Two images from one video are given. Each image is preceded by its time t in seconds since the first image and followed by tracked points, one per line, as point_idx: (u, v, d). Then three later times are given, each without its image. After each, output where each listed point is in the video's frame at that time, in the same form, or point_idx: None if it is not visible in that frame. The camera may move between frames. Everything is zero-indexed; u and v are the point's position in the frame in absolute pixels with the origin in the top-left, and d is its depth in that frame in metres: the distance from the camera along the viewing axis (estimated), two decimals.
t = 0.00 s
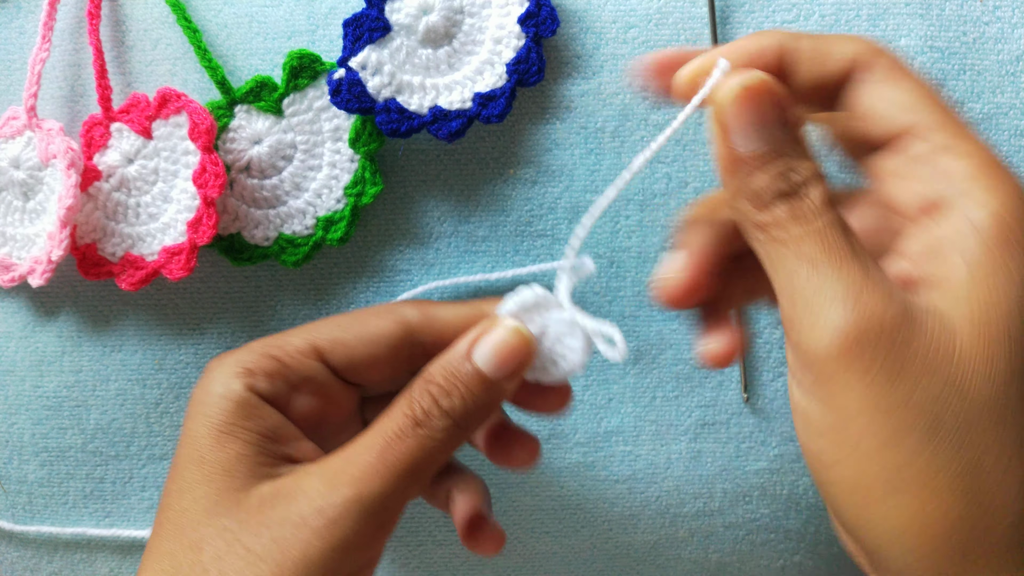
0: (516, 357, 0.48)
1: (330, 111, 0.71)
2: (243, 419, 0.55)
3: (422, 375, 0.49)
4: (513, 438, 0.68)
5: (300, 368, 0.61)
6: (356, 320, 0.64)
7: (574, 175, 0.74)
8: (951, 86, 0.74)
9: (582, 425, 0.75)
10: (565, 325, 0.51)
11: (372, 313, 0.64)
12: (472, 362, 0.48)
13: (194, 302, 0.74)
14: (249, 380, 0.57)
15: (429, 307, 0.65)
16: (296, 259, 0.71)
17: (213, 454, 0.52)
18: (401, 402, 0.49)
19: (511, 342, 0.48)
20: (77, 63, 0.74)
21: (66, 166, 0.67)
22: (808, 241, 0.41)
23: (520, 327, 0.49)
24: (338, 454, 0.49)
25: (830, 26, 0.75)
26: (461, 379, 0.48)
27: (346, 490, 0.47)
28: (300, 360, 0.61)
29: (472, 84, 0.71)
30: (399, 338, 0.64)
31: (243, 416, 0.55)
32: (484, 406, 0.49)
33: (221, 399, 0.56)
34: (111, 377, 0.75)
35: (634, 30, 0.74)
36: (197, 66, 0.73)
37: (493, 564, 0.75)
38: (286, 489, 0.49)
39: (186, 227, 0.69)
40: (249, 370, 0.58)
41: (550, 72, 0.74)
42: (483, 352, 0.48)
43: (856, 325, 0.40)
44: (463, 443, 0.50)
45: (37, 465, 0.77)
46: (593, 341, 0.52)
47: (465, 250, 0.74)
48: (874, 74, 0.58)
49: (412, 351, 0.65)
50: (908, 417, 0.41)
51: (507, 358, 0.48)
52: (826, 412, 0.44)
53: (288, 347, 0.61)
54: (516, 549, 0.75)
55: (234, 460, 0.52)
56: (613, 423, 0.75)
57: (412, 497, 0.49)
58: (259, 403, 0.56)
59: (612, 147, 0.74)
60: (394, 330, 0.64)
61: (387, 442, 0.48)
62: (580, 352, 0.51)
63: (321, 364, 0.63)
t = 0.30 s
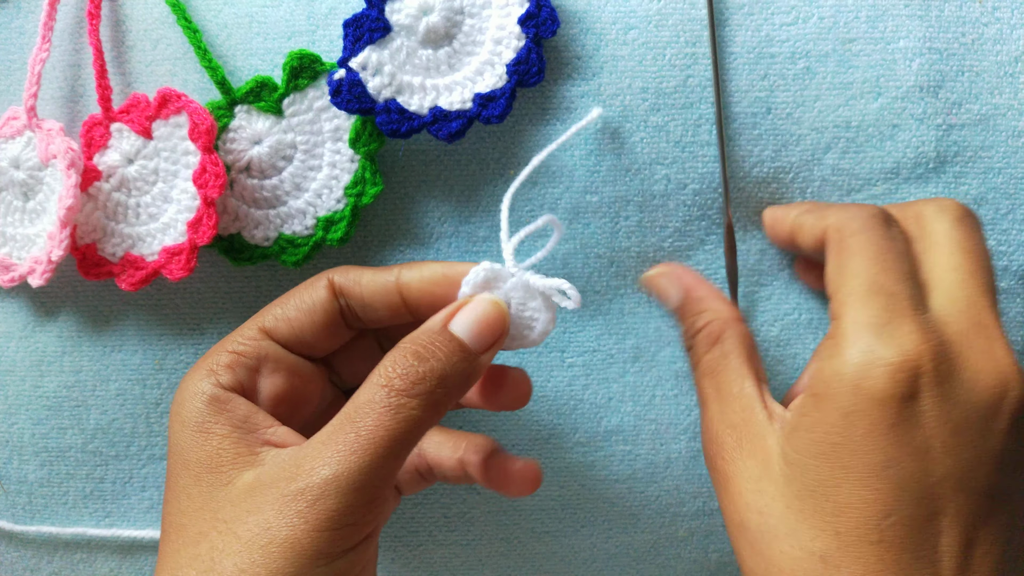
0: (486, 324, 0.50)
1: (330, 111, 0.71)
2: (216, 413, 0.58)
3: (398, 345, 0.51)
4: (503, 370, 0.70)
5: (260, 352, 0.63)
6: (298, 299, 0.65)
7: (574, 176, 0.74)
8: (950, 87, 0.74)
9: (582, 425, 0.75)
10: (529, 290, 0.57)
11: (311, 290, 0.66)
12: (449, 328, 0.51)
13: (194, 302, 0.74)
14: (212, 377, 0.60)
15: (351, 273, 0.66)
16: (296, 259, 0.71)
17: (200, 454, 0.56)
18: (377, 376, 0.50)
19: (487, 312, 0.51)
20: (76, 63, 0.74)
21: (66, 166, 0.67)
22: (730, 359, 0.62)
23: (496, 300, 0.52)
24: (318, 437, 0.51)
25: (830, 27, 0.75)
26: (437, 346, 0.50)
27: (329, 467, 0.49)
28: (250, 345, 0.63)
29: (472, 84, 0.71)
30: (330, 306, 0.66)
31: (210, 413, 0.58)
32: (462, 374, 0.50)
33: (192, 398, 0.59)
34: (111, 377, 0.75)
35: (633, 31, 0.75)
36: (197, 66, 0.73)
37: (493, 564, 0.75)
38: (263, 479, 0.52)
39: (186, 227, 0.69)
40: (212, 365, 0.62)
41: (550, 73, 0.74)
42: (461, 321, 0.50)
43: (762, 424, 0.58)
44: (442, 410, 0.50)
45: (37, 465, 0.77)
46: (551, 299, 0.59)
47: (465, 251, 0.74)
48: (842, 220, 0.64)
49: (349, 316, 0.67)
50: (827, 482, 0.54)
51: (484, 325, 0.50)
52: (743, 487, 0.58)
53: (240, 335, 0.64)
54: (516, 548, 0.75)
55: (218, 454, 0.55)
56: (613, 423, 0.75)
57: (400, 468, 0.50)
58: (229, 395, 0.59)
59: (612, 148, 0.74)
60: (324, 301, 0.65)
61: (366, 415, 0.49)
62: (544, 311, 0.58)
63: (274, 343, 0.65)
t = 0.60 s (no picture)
0: (503, 357, 0.54)
1: (330, 111, 0.71)
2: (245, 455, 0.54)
3: (418, 375, 0.50)
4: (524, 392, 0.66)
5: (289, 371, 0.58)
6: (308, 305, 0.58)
7: (574, 175, 0.74)
8: (951, 86, 0.74)
9: (582, 425, 0.75)
10: (529, 316, 0.61)
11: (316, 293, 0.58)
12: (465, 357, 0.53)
13: (194, 302, 0.74)
14: (248, 416, 0.56)
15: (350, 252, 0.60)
16: (296, 259, 0.71)
17: (228, 501, 0.52)
18: (401, 406, 0.49)
19: (501, 343, 0.55)
20: (76, 63, 0.74)
21: (66, 165, 0.67)
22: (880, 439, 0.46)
23: (511, 337, 0.56)
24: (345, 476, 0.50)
25: (830, 26, 0.75)
26: (459, 373, 0.50)
27: (358, 506, 0.47)
28: (277, 376, 0.58)
29: (472, 84, 0.71)
30: (356, 297, 0.58)
31: (239, 451, 0.54)
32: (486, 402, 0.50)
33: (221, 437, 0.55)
34: (111, 377, 0.75)
35: (634, 30, 0.74)
36: (197, 66, 0.73)
37: (493, 565, 0.75)
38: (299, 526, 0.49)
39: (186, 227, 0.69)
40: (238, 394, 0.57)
41: (550, 72, 0.74)
42: (478, 353, 0.53)
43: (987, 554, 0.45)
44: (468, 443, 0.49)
45: (36, 465, 0.77)
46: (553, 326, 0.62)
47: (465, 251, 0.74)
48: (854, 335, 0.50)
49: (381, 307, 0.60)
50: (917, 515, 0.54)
51: (501, 356, 0.54)
52: None
53: (273, 360, 0.58)
54: (516, 549, 0.75)
55: (247, 502, 0.52)
56: (613, 424, 0.75)
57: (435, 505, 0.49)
58: (258, 433, 0.56)
59: (612, 147, 0.74)
60: (346, 293, 0.58)
61: (395, 450, 0.47)
62: (547, 338, 0.61)
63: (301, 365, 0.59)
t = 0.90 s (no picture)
0: (548, 377, 0.49)
1: (330, 111, 0.71)
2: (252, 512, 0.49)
3: (457, 418, 0.47)
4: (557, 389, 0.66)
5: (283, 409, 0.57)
6: (307, 344, 0.60)
7: (574, 175, 0.74)
8: (951, 86, 0.74)
9: (582, 425, 0.75)
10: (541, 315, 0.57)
11: (315, 334, 0.61)
12: (510, 383, 0.48)
13: (194, 302, 0.74)
14: (241, 465, 0.52)
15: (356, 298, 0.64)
16: (295, 259, 0.71)
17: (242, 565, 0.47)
18: (450, 449, 0.46)
19: (547, 361, 0.49)
20: (76, 63, 0.74)
21: (66, 165, 0.67)
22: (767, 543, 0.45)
23: (555, 348, 0.50)
24: (387, 527, 0.46)
25: (830, 26, 0.75)
26: (510, 414, 0.47)
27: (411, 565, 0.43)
28: (280, 419, 0.56)
29: (472, 84, 0.71)
30: (366, 342, 0.62)
31: (247, 503, 0.50)
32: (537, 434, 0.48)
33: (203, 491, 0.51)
34: (111, 377, 0.75)
35: (634, 30, 0.74)
36: (197, 66, 0.73)
37: (493, 564, 0.75)
38: None
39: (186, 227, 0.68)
40: (229, 439, 0.53)
41: (550, 72, 0.74)
42: (522, 374, 0.48)
43: None
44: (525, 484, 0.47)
45: (36, 465, 0.77)
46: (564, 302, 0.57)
47: (465, 250, 0.74)
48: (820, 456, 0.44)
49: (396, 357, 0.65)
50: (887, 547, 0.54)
51: (546, 376, 0.49)
52: None
53: (261, 400, 0.56)
54: (515, 549, 0.75)
55: (269, 563, 0.47)
56: (613, 424, 0.75)
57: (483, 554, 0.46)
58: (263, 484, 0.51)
59: (612, 147, 0.74)
60: (356, 334, 0.61)
61: (441, 509, 0.44)
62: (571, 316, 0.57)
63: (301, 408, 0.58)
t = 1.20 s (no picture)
0: (582, 406, 0.48)
1: (330, 111, 0.71)
2: (272, 548, 0.48)
3: (491, 451, 0.47)
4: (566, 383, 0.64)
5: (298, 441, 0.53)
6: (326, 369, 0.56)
7: (574, 175, 0.74)
8: (951, 86, 0.74)
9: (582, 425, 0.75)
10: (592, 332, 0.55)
11: (334, 359, 0.57)
12: (549, 413, 0.47)
13: (193, 302, 0.74)
14: (256, 500, 0.50)
15: (379, 319, 0.60)
16: (296, 259, 0.71)
17: None
18: (487, 484, 0.45)
19: (581, 390, 0.48)
20: (76, 63, 0.74)
21: (66, 165, 0.67)
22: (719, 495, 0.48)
23: (591, 374, 0.49)
24: (415, 562, 0.46)
25: (830, 26, 0.75)
26: (546, 449, 0.46)
27: None
28: (297, 451, 0.53)
29: (472, 84, 0.71)
30: (390, 369, 0.58)
31: (266, 541, 0.48)
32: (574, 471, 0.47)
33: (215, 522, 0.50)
34: (111, 377, 0.75)
35: (634, 30, 0.74)
36: (197, 66, 0.73)
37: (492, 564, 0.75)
38: None
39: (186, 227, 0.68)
40: (240, 472, 0.51)
41: (550, 72, 0.74)
42: (558, 406, 0.47)
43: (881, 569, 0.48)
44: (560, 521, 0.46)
45: (36, 465, 0.77)
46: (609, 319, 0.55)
47: (465, 250, 0.74)
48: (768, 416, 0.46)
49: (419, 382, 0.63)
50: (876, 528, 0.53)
51: (580, 406, 0.48)
52: None
53: (277, 430, 0.53)
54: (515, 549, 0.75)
55: None
56: (613, 424, 0.75)
57: None
58: (282, 519, 0.50)
59: (612, 147, 0.74)
60: (380, 361, 0.58)
61: (475, 551, 0.44)
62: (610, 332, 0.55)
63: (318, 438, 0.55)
